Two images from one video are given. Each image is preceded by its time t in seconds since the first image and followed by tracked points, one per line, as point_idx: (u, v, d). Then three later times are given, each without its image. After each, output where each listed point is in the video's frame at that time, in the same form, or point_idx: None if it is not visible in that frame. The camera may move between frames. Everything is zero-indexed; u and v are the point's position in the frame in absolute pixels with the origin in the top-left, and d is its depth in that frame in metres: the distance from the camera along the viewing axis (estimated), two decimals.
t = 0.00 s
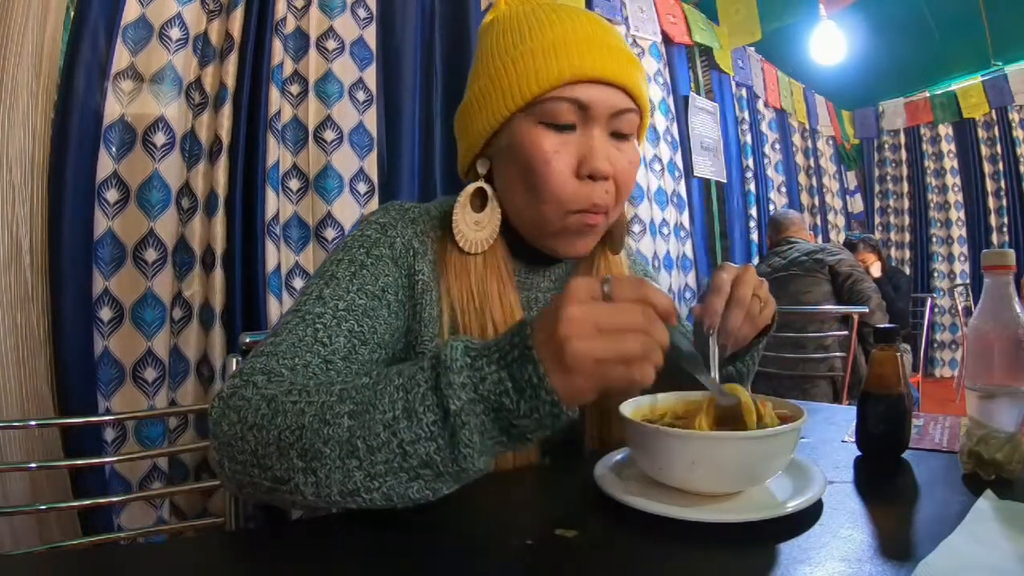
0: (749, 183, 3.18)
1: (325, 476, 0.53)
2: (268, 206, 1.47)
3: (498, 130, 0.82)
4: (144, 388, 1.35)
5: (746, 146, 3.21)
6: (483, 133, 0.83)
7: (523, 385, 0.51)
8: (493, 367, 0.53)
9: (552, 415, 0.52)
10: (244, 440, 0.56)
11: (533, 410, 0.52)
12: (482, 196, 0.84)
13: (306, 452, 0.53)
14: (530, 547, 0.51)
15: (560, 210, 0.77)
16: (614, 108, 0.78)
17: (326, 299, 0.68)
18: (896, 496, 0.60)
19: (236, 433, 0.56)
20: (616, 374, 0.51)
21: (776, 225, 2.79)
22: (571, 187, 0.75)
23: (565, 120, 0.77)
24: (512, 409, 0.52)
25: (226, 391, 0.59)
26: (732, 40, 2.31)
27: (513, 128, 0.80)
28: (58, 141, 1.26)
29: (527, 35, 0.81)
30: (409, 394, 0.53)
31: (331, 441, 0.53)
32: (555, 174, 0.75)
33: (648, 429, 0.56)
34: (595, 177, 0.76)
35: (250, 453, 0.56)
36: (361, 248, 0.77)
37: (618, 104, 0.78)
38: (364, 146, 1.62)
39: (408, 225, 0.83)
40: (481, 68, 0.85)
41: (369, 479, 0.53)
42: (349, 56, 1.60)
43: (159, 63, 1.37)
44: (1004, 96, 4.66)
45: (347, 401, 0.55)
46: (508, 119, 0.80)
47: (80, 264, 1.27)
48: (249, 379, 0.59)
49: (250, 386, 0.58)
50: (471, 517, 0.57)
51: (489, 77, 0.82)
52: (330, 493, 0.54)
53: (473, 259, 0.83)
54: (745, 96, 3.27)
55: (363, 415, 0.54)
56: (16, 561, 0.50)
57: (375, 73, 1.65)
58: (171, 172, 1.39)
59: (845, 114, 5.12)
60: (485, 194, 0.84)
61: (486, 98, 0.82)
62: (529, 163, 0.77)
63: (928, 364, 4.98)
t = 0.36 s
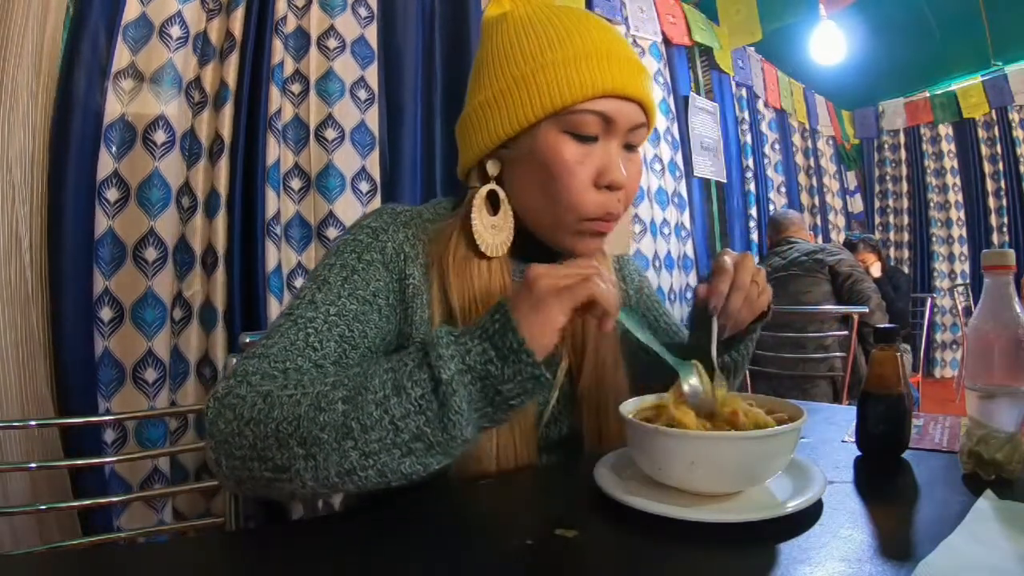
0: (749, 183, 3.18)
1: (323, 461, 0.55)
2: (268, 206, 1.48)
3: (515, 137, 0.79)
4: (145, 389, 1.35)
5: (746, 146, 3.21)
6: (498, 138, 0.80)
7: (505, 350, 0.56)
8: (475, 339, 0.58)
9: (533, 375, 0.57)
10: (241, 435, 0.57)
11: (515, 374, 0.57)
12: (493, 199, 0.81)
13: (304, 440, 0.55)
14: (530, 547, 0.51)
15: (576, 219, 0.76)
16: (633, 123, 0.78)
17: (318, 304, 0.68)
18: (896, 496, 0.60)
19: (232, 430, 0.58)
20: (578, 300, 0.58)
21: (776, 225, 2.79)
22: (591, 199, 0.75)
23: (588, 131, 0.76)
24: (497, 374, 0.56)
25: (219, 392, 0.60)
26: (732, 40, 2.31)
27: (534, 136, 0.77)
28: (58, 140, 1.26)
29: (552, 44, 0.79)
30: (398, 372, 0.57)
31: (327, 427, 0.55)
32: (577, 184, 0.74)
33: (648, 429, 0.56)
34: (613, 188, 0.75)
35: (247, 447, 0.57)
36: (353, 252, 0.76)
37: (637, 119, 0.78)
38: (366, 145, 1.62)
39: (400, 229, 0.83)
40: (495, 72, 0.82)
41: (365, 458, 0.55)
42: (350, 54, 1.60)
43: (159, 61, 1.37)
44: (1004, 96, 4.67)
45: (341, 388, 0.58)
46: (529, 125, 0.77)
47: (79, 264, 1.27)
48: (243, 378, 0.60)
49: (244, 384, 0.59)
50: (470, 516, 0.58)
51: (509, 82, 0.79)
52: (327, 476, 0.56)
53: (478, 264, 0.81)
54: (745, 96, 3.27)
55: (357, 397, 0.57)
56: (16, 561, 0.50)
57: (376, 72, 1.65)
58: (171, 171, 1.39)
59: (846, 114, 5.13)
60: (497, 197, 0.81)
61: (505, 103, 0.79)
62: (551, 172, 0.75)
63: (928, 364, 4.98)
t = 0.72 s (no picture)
0: (749, 183, 3.18)
1: (319, 449, 0.55)
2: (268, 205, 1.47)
3: (528, 136, 0.78)
4: (145, 390, 1.34)
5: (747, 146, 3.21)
6: (509, 138, 0.79)
7: (503, 323, 0.56)
8: (469, 313, 0.58)
9: (531, 348, 0.56)
10: (238, 431, 0.57)
11: (514, 346, 0.56)
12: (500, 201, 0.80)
13: (299, 430, 0.55)
14: (529, 546, 0.51)
15: (588, 213, 0.76)
16: (638, 119, 0.80)
17: (316, 301, 0.69)
18: (896, 496, 0.60)
19: (230, 427, 0.58)
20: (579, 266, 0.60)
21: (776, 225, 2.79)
22: (605, 194, 0.75)
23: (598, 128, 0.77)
24: (495, 347, 0.56)
25: (217, 392, 0.61)
26: (732, 40, 2.31)
27: (546, 135, 0.77)
28: (58, 139, 1.26)
29: (559, 42, 0.79)
30: (391, 352, 0.57)
31: (321, 414, 0.55)
32: (589, 180, 0.75)
33: (649, 429, 0.56)
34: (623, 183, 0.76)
35: (245, 443, 0.57)
36: (351, 251, 0.77)
37: (641, 115, 0.80)
38: (368, 144, 1.62)
39: (398, 228, 0.83)
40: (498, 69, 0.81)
41: (361, 443, 0.55)
42: (352, 53, 1.59)
43: (159, 60, 1.37)
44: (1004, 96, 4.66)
45: (335, 374, 0.58)
46: (543, 124, 0.77)
47: (79, 264, 1.27)
48: (241, 376, 0.60)
49: (241, 382, 0.60)
50: (470, 516, 0.58)
51: (518, 81, 0.78)
52: (324, 466, 0.55)
53: (484, 265, 0.79)
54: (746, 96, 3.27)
55: (350, 381, 0.56)
56: (16, 561, 0.50)
57: (378, 70, 1.64)
58: (171, 170, 1.39)
59: (845, 114, 5.11)
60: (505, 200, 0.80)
61: (516, 102, 0.78)
62: (566, 168, 0.76)
63: (929, 364, 4.97)
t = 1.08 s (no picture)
0: (749, 183, 3.19)
1: (347, 490, 0.51)
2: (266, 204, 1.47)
3: (544, 128, 0.77)
4: (144, 390, 1.34)
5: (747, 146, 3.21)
6: (524, 131, 0.77)
7: (558, 357, 0.51)
8: (519, 347, 0.52)
9: (593, 386, 0.50)
10: (256, 465, 0.53)
11: (570, 385, 0.51)
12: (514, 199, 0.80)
13: (324, 469, 0.51)
14: (530, 547, 0.51)
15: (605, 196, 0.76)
16: (647, 107, 0.81)
17: (331, 310, 0.66)
18: (896, 496, 0.60)
19: (247, 460, 0.54)
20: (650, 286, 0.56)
21: (776, 225, 2.79)
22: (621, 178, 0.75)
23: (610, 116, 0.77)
24: (550, 383, 0.51)
25: (234, 416, 0.57)
26: (732, 40, 2.31)
27: (561, 126, 0.77)
28: (58, 138, 1.26)
29: (563, 36, 0.79)
30: (430, 388, 0.52)
31: (350, 453, 0.51)
32: (606, 166, 0.74)
33: (649, 429, 0.56)
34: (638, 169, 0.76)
35: (262, 479, 0.53)
36: (361, 255, 0.75)
37: (649, 103, 0.81)
38: (371, 143, 1.62)
39: (407, 230, 0.81)
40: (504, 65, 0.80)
41: (395, 488, 0.51)
42: (353, 51, 1.60)
43: (159, 60, 1.37)
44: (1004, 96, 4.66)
45: (366, 407, 0.53)
46: (560, 114, 0.76)
47: (79, 264, 1.27)
48: (258, 401, 0.56)
49: (260, 408, 0.56)
50: (471, 516, 0.58)
51: (528, 75, 0.78)
52: (353, 510, 0.52)
53: (501, 262, 0.79)
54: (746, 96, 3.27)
55: (383, 418, 0.52)
56: (16, 561, 0.50)
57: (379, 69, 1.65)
58: (171, 169, 1.39)
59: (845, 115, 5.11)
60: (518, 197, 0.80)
61: (529, 96, 0.77)
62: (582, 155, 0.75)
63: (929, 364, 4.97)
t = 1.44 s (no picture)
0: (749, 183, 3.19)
1: (342, 528, 0.50)
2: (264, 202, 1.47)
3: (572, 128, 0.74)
4: (145, 390, 1.34)
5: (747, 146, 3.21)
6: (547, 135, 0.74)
7: (569, 435, 0.47)
8: (530, 420, 0.48)
9: (603, 457, 0.48)
10: (254, 483, 0.52)
11: (579, 459, 0.48)
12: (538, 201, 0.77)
13: (321, 501, 0.50)
14: (530, 547, 0.51)
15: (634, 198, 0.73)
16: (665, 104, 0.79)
17: (335, 322, 0.61)
18: (896, 496, 0.60)
19: (244, 476, 0.53)
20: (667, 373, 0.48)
21: (776, 225, 2.79)
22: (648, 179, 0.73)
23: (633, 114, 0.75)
24: (560, 459, 0.48)
25: (230, 428, 0.55)
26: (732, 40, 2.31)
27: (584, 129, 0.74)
28: (58, 138, 1.26)
29: (584, 32, 0.75)
30: (439, 447, 0.49)
31: (350, 491, 0.50)
32: (633, 168, 0.72)
33: (649, 429, 0.56)
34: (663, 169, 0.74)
35: (259, 496, 0.52)
36: (369, 262, 0.68)
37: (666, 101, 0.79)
38: (372, 141, 1.62)
39: (419, 234, 0.74)
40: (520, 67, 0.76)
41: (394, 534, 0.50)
42: (354, 50, 1.60)
43: (159, 60, 1.37)
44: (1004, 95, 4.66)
45: (368, 448, 0.51)
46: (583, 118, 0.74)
47: (79, 264, 1.27)
48: (257, 416, 0.54)
49: (258, 425, 0.54)
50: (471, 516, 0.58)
51: (547, 80, 0.74)
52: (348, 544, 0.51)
53: (521, 267, 0.74)
54: (746, 96, 3.27)
55: (387, 464, 0.50)
56: (16, 560, 0.50)
57: (380, 68, 1.65)
58: (170, 169, 1.39)
59: (845, 114, 5.13)
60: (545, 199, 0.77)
61: (554, 95, 0.74)
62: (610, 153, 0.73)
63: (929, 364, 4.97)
